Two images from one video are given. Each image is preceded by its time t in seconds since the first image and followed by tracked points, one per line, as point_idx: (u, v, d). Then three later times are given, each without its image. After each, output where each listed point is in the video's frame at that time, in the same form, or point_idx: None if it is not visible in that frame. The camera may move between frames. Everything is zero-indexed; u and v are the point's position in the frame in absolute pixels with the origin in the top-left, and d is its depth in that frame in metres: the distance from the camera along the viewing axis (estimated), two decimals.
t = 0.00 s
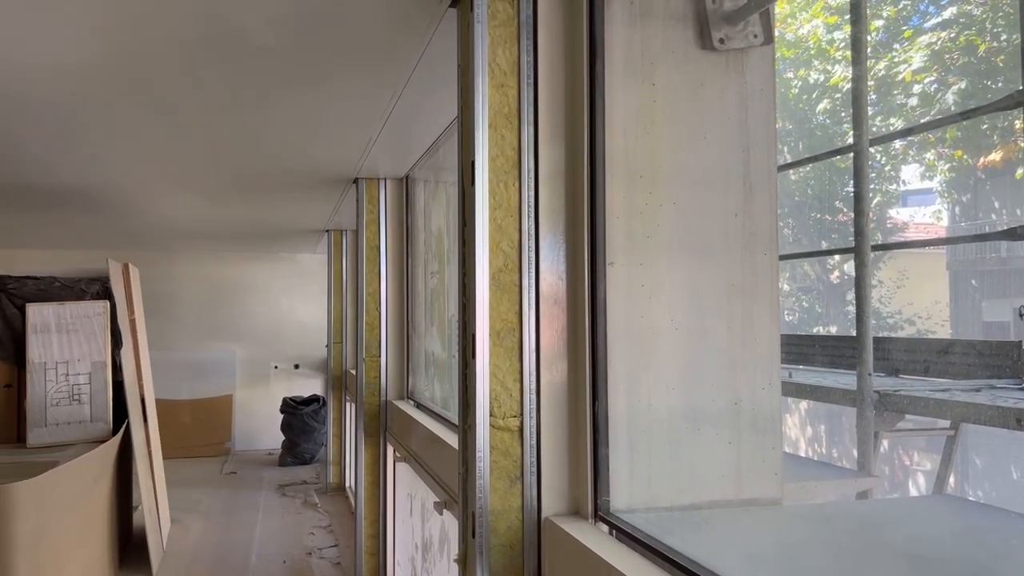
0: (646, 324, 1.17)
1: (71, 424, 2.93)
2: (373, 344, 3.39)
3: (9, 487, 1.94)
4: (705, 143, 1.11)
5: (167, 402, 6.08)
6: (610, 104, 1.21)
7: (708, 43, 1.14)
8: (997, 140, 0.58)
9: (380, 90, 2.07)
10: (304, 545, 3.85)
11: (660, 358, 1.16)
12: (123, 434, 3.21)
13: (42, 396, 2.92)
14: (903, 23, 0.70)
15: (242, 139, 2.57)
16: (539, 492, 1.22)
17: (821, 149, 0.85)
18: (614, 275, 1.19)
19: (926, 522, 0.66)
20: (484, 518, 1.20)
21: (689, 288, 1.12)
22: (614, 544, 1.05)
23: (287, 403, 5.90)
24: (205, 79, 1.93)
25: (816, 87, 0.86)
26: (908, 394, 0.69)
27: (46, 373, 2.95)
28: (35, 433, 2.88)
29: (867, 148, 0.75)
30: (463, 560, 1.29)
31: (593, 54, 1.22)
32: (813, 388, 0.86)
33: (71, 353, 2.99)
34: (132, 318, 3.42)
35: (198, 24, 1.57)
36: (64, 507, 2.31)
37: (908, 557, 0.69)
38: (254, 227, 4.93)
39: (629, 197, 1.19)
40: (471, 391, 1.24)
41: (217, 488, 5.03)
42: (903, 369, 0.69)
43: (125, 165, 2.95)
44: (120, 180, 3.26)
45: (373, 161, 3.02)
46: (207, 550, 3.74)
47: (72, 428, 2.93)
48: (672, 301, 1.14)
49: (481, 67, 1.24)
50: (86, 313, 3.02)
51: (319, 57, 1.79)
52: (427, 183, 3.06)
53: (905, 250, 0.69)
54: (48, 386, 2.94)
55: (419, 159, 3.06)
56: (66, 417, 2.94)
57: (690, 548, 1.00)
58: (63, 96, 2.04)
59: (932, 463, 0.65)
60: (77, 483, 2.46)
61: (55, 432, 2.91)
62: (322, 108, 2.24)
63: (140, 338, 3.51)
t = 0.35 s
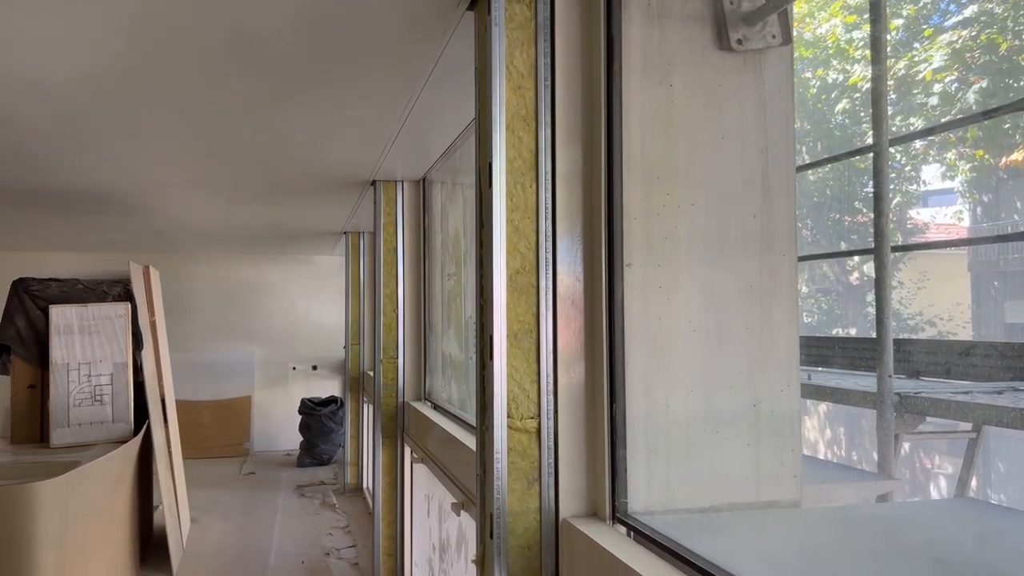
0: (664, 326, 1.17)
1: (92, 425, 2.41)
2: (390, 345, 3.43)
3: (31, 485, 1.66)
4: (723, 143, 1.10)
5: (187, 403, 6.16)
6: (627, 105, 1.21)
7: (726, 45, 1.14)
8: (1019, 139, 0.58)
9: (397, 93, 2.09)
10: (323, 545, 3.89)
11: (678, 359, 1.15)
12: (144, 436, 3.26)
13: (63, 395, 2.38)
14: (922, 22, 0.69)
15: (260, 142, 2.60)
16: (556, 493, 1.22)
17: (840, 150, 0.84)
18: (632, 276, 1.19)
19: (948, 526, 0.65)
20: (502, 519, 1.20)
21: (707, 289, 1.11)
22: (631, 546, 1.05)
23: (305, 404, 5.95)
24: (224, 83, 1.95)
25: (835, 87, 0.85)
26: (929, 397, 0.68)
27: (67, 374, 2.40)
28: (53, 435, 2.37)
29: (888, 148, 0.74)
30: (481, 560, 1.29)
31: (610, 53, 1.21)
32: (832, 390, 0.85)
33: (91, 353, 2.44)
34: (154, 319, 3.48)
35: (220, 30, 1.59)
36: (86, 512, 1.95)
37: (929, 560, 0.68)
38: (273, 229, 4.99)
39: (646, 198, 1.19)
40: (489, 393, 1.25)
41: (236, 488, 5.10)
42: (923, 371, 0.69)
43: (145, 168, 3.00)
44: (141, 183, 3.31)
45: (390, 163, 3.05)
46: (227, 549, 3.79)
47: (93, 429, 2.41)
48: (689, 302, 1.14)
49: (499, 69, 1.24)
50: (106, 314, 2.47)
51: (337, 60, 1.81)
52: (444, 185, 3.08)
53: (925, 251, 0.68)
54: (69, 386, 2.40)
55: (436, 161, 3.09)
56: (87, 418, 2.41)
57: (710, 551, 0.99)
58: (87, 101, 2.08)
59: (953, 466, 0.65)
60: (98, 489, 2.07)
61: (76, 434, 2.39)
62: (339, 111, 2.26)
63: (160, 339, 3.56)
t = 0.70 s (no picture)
0: (681, 328, 1.17)
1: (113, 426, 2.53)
2: (407, 346, 3.43)
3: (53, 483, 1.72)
4: (740, 144, 1.10)
5: (205, 403, 6.24)
6: (643, 107, 1.21)
7: (743, 45, 1.13)
8: None
9: (413, 95, 2.10)
10: (339, 546, 3.92)
11: (695, 362, 1.15)
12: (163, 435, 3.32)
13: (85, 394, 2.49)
14: (942, 21, 0.69)
15: (278, 145, 2.63)
16: (573, 494, 1.22)
17: (858, 150, 0.84)
18: (648, 278, 1.19)
19: (970, 529, 0.65)
20: (518, 520, 1.20)
21: (724, 290, 1.11)
22: (647, 547, 1.05)
23: (322, 405, 6.00)
24: (242, 86, 1.97)
25: (853, 87, 0.85)
26: (949, 399, 0.67)
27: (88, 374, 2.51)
28: (76, 435, 2.46)
29: (906, 148, 0.74)
30: (497, 561, 1.29)
31: (626, 56, 1.22)
32: (850, 392, 0.85)
33: (113, 353, 2.54)
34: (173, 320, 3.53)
35: (239, 33, 1.61)
36: (105, 511, 2.02)
37: (952, 564, 0.67)
38: (290, 232, 5.04)
39: (662, 199, 1.19)
40: (505, 394, 1.25)
41: (254, 489, 5.15)
42: (943, 373, 0.68)
43: (165, 171, 3.05)
44: (160, 186, 3.36)
45: (407, 165, 3.07)
46: (245, 550, 3.82)
47: (115, 428, 2.54)
48: (706, 303, 1.13)
49: (516, 71, 1.24)
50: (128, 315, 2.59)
51: (354, 63, 1.83)
52: (460, 187, 3.10)
53: (945, 252, 0.67)
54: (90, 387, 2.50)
55: (452, 163, 3.10)
56: (109, 418, 2.54)
57: (731, 552, 0.98)
58: (110, 104, 2.11)
59: (973, 469, 0.64)
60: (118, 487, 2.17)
61: (98, 434, 2.51)
62: (356, 114, 2.28)
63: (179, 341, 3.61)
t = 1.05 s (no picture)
0: (698, 328, 1.17)
1: (133, 426, 3.07)
2: (422, 347, 3.46)
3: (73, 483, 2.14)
4: (758, 144, 1.09)
5: (223, 404, 6.31)
6: (660, 107, 1.21)
7: (760, 45, 1.13)
8: None
9: (429, 96, 2.12)
10: (355, 546, 3.95)
11: (714, 363, 1.14)
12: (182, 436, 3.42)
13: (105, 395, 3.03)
14: (960, 20, 0.69)
15: (294, 147, 2.66)
16: (589, 496, 1.23)
17: (874, 150, 0.84)
18: (665, 278, 1.19)
19: (990, 531, 0.64)
20: (535, 520, 1.21)
21: (741, 291, 1.10)
22: (665, 548, 1.05)
23: (337, 406, 6.05)
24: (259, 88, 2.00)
25: (869, 87, 0.85)
26: (968, 400, 0.67)
27: (109, 375, 3.05)
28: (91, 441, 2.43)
29: (924, 148, 0.74)
30: (514, 561, 1.30)
31: (643, 56, 1.22)
32: (868, 394, 0.85)
33: (133, 354, 3.09)
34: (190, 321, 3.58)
35: (258, 37, 1.64)
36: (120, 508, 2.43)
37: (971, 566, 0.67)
38: (306, 233, 5.09)
39: (679, 200, 1.20)
40: (521, 395, 1.25)
41: (271, 489, 5.20)
42: (963, 374, 0.68)
43: (182, 173, 3.09)
44: (179, 188, 3.41)
45: (422, 167, 3.09)
46: (262, 550, 3.86)
47: (134, 428, 3.07)
48: (724, 303, 1.13)
49: (532, 73, 1.25)
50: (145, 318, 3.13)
51: (370, 64, 1.84)
52: (475, 188, 3.11)
53: (963, 253, 0.67)
54: (110, 387, 3.04)
55: (466, 164, 3.12)
56: (127, 418, 3.07)
57: (748, 554, 0.98)
58: (129, 108, 2.14)
59: (992, 472, 0.64)
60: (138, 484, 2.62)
61: (117, 433, 3.05)
62: (371, 115, 2.30)
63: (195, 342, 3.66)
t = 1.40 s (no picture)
0: (715, 328, 1.17)
1: (150, 426, 3.12)
2: (437, 347, 3.48)
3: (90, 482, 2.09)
4: (776, 144, 1.09)
5: (239, 405, 6.38)
6: (676, 108, 1.21)
7: (778, 43, 1.12)
8: None
9: (445, 97, 2.14)
10: (370, 546, 3.98)
11: (731, 363, 1.14)
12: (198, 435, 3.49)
13: (123, 395, 3.08)
14: (978, 18, 0.69)
15: (308, 148, 2.69)
16: (606, 496, 1.23)
17: (891, 151, 0.84)
18: (682, 278, 1.19)
19: (1010, 533, 0.64)
20: (552, 521, 1.22)
21: (760, 291, 1.10)
22: (683, 549, 1.06)
23: (352, 407, 6.10)
24: (276, 90, 2.02)
25: (886, 86, 0.85)
26: (987, 402, 0.67)
27: (126, 375, 3.10)
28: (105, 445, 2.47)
29: (944, 148, 0.74)
30: (531, 562, 1.30)
31: (660, 54, 1.22)
32: (885, 395, 0.85)
33: (150, 355, 3.14)
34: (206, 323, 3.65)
35: (276, 38, 1.65)
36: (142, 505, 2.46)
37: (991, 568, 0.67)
38: (321, 235, 5.14)
39: (697, 199, 1.20)
40: (538, 395, 1.26)
41: (287, 489, 5.25)
42: (982, 375, 0.68)
43: (200, 174, 3.14)
44: (196, 189, 3.46)
45: (437, 168, 3.11)
46: (277, 550, 3.91)
47: (151, 428, 3.13)
48: (743, 304, 1.13)
49: (548, 73, 1.26)
50: (163, 319, 3.17)
51: (386, 66, 1.86)
52: (490, 189, 3.13)
53: (981, 253, 0.68)
54: (127, 388, 3.09)
55: (481, 166, 3.14)
56: (144, 419, 3.13)
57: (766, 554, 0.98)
58: (148, 108, 2.17)
59: (1011, 473, 0.64)
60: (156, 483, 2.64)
61: (135, 433, 3.10)
62: (387, 117, 2.32)
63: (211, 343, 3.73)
